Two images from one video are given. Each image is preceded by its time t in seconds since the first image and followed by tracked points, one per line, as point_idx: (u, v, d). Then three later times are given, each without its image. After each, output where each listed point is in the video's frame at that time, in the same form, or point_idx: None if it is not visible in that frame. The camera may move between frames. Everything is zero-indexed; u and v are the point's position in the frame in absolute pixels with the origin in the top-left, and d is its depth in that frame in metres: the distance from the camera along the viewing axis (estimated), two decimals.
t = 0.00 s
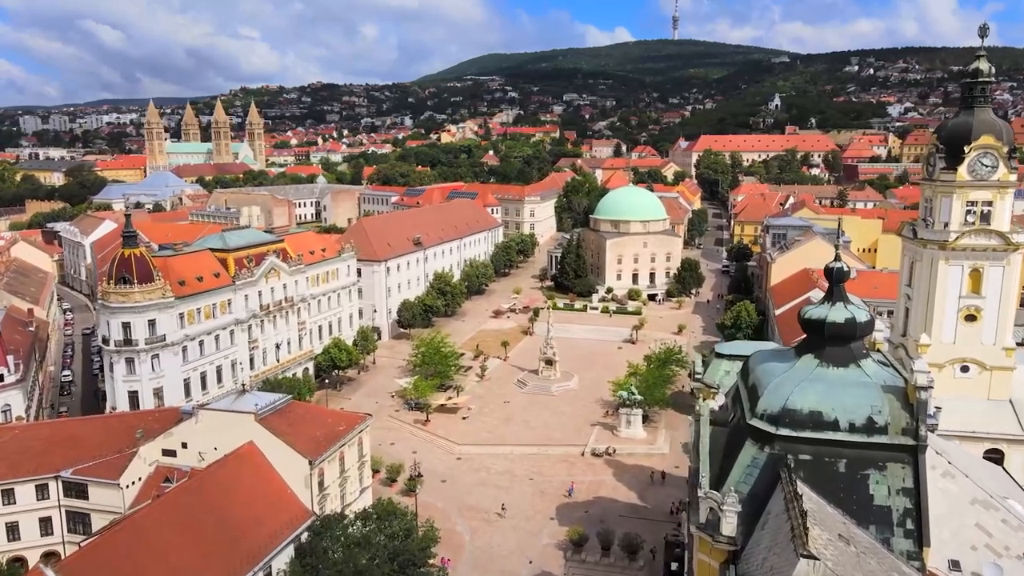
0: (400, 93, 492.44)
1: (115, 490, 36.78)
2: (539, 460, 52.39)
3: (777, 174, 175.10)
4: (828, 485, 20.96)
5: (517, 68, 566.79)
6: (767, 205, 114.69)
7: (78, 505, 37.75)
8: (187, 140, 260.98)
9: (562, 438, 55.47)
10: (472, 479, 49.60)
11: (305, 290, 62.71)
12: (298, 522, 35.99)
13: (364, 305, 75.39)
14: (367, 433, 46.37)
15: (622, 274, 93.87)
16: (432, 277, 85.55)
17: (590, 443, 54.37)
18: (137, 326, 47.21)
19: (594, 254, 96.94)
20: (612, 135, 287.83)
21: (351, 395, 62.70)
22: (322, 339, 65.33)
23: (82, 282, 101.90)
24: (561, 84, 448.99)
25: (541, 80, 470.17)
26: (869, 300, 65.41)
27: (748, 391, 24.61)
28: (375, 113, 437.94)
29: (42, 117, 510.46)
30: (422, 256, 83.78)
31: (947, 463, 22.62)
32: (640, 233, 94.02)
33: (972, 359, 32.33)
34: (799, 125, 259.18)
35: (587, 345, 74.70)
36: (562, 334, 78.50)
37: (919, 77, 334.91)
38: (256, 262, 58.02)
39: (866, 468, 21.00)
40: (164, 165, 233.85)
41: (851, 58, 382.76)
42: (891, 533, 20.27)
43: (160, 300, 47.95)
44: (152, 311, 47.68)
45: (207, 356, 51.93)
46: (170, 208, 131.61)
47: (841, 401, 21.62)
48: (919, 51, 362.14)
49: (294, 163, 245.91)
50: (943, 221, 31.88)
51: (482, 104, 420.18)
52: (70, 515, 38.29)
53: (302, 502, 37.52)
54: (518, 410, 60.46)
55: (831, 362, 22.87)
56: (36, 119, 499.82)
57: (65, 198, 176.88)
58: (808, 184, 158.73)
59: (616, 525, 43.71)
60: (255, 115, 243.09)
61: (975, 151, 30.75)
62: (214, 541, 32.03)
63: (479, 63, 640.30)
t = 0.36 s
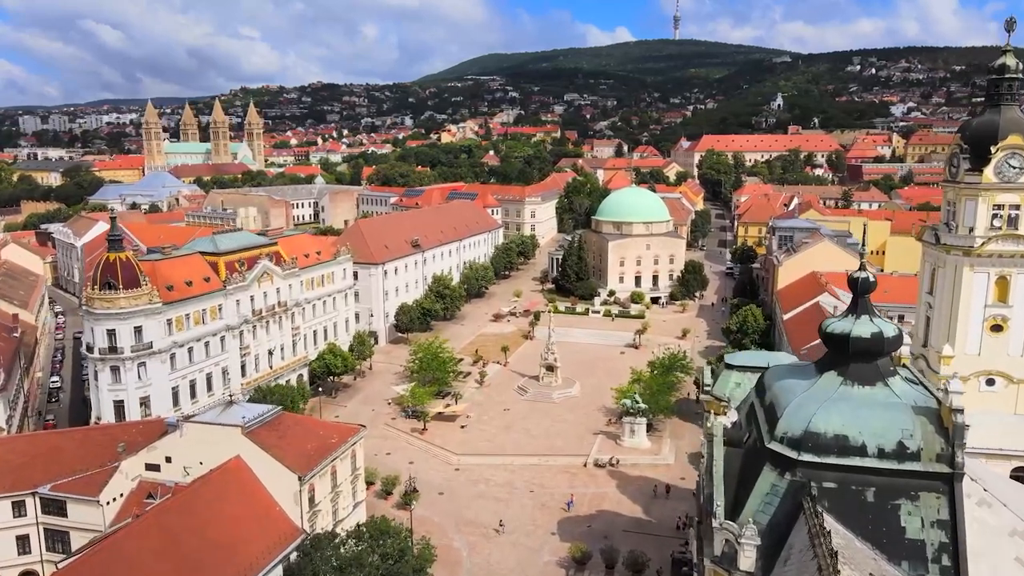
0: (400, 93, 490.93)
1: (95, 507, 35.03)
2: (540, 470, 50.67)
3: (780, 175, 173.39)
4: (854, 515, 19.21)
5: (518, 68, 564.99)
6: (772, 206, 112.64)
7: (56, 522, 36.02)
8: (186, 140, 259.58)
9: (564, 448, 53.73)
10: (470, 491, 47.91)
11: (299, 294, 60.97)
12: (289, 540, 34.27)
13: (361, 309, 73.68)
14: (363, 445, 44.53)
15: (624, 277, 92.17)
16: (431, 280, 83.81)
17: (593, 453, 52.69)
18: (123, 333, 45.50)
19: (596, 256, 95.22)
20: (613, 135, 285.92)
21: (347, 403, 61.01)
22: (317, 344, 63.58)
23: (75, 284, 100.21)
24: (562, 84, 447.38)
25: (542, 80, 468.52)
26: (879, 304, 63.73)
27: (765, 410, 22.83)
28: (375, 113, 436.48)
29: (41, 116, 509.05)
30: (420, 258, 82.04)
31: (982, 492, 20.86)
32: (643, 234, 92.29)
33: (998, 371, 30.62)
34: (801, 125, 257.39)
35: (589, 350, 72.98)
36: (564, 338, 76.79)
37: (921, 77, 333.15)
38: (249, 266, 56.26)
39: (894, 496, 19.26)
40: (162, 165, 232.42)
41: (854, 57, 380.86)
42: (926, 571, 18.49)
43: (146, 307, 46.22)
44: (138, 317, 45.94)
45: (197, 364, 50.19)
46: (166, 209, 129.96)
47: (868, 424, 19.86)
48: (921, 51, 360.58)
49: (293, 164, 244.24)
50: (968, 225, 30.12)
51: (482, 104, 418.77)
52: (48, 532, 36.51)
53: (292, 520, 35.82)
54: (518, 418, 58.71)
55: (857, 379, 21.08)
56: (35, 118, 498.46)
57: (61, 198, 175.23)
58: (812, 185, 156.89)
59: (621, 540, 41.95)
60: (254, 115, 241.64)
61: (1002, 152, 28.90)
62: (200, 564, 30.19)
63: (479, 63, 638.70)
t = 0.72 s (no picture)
0: (401, 93, 489.60)
1: (72, 527, 33.27)
2: (541, 482, 48.90)
3: (783, 175, 171.63)
4: (886, 557, 15.30)
5: (519, 67, 563.50)
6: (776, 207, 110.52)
7: (33, 542, 34.28)
8: (185, 140, 258.22)
9: (565, 458, 51.97)
10: (468, 504, 46.19)
11: (292, 298, 59.23)
12: (273, 561, 32.29)
13: (357, 313, 71.95)
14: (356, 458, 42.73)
15: (626, 279, 90.37)
16: (429, 283, 82.01)
17: (595, 464, 50.91)
18: (106, 340, 43.74)
19: (597, 258, 93.46)
20: (614, 135, 284.14)
21: (342, 410, 59.32)
22: (311, 350, 61.84)
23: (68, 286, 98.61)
24: (563, 84, 445.85)
25: (543, 79, 466.96)
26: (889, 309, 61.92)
27: (783, 431, 20.93)
28: (376, 112, 435.15)
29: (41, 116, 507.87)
30: (418, 261, 80.32)
31: None
32: (646, 236, 90.48)
33: None
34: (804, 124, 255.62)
35: (590, 355, 71.21)
36: (565, 343, 75.03)
37: (923, 77, 331.46)
38: (240, 270, 54.58)
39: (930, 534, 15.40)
40: (160, 165, 231.01)
41: (856, 57, 378.98)
42: None
43: (131, 313, 44.50)
44: (122, 324, 44.24)
45: (185, 371, 48.43)
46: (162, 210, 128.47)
47: (902, 449, 15.91)
48: (923, 51, 358.99)
49: (292, 164, 242.74)
50: (995, 231, 28.38)
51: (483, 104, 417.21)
52: (25, 552, 34.81)
53: (280, 539, 33.99)
54: (518, 427, 56.93)
55: (887, 397, 16.94)
56: (34, 118, 497.26)
57: (57, 199, 173.73)
58: (815, 185, 155.04)
59: (624, 558, 40.20)
60: (253, 115, 240.28)
61: None
62: None
63: (480, 63, 637.10)
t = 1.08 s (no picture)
0: (401, 92, 488.12)
1: (47, 547, 31.67)
2: (541, 494, 47.11)
3: (786, 175, 169.85)
4: None
5: (519, 67, 561.89)
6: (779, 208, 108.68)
7: (7, 562, 32.73)
8: (183, 139, 256.75)
9: (566, 469, 50.18)
10: (465, 517, 44.36)
11: (285, 303, 57.52)
12: None
13: (353, 316, 70.23)
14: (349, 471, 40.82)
15: (629, 282, 88.50)
16: (427, 286, 80.21)
17: (598, 475, 49.03)
18: (89, 348, 42.03)
19: (599, 260, 91.70)
20: (616, 135, 282.44)
21: (336, 418, 57.64)
22: (305, 356, 60.12)
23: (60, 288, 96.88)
24: (563, 83, 444.30)
25: (543, 79, 465.40)
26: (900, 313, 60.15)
27: (806, 456, 18.86)
28: (376, 112, 433.86)
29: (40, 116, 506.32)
30: (416, 263, 78.58)
31: None
32: (649, 238, 88.71)
33: None
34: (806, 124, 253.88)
35: (592, 361, 69.40)
36: (566, 348, 73.23)
37: (925, 76, 330.01)
38: (231, 274, 52.82)
39: None
40: (158, 165, 229.54)
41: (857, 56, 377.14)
42: None
43: (115, 320, 42.80)
44: (106, 331, 42.54)
45: (172, 380, 46.70)
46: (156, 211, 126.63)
47: (941, 479, 12.38)
48: (925, 51, 357.45)
49: (291, 164, 241.06)
50: None
51: (483, 103, 415.56)
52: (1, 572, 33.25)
53: (266, 560, 32.17)
54: (518, 435, 55.16)
55: (921, 422, 13.17)
56: (34, 118, 495.76)
57: (53, 199, 172.08)
58: (819, 186, 153.27)
59: None
60: (252, 115, 238.73)
61: None
62: None
63: (480, 63, 635.70)
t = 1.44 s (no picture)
0: (401, 92, 486.30)
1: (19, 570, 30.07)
2: (541, 508, 45.31)
3: (790, 175, 167.98)
4: None
5: (520, 67, 560.39)
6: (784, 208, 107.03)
7: None
8: (182, 139, 255.13)
9: (567, 480, 48.43)
10: (463, 532, 42.60)
11: (278, 308, 55.81)
12: None
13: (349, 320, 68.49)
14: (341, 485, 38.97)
15: (631, 284, 86.73)
16: (425, 289, 78.50)
17: (600, 487, 47.23)
18: (69, 357, 40.33)
19: (601, 262, 89.88)
20: (617, 135, 280.44)
21: (330, 426, 55.95)
22: (299, 362, 58.41)
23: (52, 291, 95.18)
24: (564, 83, 442.72)
25: (544, 78, 463.71)
26: (910, 318, 58.41)
27: (830, 482, 16.35)
28: (376, 112, 432.20)
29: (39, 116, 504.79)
30: (414, 266, 76.85)
31: None
32: (651, 240, 86.91)
33: None
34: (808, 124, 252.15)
35: (594, 366, 67.69)
36: (567, 352, 71.50)
37: (928, 76, 328.33)
38: (221, 278, 51.09)
39: None
40: (156, 165, 227.91)
41: (859, 55, 375.31)
42: None
43: (97, 327, 41.08)
44: (87, 339, 40.78)
45: (159, 389, 44.97)
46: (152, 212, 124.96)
47: (994, 523, 9.80)
48: (927, 50, 355.84)
49: (289, 164, 239.45)
50: None
51: (484, 103, 413.96)
52: None
53: None
54: (517, 445, 53.36)
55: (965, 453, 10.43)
56: (33, 117, 494.32)
57: (50, 199, 170.55)
58: (823, 186, 151.55)
59: None
60: (251, 115, 237.18)
61: None
62: None
63: (481, 62, 634.34)
